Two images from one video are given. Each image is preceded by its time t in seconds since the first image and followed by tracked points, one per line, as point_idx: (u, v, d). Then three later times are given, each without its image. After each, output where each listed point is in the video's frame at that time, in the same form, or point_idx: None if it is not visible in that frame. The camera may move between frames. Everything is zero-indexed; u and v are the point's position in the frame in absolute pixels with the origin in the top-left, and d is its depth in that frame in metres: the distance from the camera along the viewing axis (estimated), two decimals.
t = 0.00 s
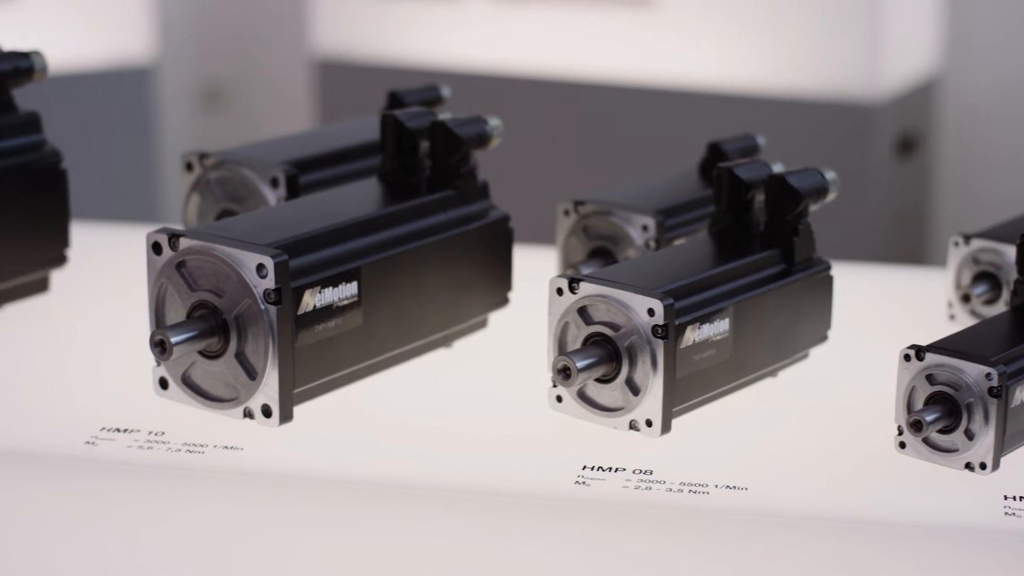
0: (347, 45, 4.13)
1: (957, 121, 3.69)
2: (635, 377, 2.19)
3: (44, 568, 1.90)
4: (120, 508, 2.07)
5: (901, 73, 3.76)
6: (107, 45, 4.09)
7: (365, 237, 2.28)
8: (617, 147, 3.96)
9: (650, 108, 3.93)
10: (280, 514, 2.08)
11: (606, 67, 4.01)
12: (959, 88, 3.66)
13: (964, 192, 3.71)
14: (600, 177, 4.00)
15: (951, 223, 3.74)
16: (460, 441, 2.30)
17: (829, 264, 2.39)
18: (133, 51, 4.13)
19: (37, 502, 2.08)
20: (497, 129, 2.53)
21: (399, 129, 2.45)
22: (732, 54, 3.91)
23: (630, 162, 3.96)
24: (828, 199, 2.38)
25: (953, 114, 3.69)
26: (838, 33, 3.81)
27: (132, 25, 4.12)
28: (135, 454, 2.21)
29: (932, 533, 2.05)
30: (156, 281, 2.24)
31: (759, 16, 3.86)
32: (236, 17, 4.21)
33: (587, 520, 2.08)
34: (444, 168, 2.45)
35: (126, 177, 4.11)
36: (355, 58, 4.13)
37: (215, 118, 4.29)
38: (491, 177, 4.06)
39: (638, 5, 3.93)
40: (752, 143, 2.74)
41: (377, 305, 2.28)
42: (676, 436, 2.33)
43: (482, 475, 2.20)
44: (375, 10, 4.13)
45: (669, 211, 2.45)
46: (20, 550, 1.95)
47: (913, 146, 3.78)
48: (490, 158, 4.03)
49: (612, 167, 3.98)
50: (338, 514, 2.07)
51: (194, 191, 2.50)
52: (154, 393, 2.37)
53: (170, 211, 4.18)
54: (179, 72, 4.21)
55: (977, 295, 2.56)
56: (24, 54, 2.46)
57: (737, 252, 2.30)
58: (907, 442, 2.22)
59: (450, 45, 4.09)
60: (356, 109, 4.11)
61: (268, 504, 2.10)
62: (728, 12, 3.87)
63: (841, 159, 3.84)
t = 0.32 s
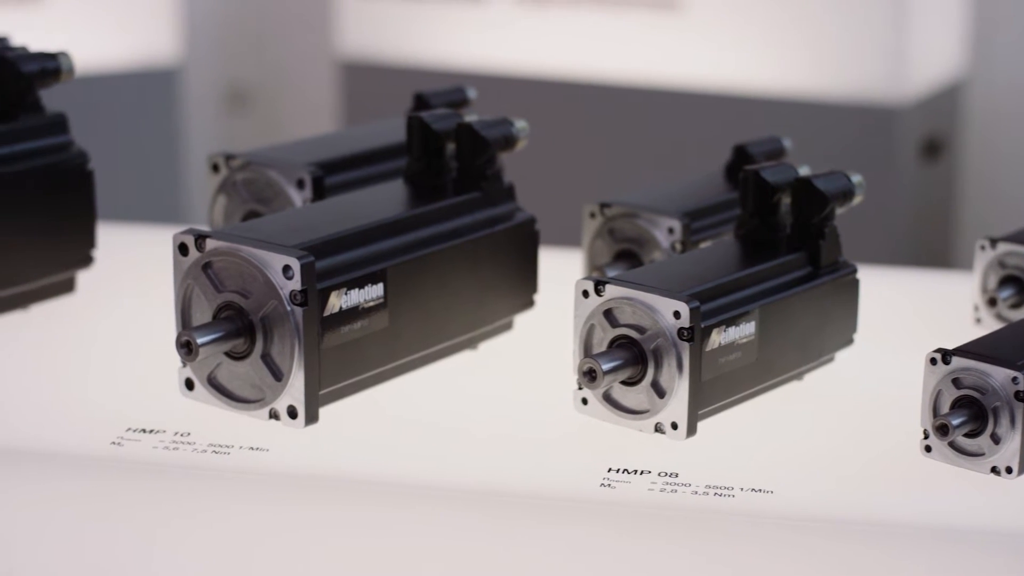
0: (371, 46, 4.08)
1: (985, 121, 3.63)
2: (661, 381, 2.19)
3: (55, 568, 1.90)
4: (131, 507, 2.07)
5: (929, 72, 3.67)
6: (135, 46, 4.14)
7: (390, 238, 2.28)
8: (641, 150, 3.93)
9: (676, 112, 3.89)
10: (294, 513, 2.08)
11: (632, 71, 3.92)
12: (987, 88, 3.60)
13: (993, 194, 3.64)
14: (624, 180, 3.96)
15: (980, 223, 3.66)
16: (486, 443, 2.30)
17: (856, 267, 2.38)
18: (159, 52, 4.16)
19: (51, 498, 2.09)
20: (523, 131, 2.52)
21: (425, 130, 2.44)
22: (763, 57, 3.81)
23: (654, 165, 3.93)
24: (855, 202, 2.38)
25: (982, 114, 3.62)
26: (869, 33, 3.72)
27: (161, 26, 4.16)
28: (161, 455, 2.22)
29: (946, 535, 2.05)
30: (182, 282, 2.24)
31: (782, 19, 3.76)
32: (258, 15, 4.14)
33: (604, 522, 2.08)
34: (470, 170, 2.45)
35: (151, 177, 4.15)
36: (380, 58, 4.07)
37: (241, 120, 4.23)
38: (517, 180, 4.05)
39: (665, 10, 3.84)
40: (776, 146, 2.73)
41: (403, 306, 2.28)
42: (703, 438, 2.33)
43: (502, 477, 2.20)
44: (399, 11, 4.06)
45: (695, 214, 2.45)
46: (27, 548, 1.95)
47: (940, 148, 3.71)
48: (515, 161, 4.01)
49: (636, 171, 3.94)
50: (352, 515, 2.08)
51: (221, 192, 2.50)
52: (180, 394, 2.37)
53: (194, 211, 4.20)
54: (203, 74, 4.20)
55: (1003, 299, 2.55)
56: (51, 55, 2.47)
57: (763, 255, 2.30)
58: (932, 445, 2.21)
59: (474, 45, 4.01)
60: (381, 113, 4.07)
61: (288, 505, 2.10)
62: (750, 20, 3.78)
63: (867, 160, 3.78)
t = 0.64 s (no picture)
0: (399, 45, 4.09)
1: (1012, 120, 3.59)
2: (687, 384, 2.19)
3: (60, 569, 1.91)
4: (130, 510, 2.07)
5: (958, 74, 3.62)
6: (163, 47, 4.13)
7: (418, 241, 2.28)
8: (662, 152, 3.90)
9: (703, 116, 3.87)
10: (312, 516, 2.08)
11: (655, 71, 3.92)
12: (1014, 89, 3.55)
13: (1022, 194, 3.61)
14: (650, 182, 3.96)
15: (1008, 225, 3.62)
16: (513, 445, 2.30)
17: (883, 271, 2.38)
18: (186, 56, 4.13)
19: (59, 498, 2.10)
20: (550, 134, 2.51)
21: (453, 134, 2.46)
22: (793, 55, 3.77)
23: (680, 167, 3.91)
24: (882, 206, 2.37)
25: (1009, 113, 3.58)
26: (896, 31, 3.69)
27: (187, 29, 4.13)
28: (188, 456, 2.21)
29: (964, 539, 2.05)
30: (210, 284, 2.25)
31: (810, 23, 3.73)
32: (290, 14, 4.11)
33: (621, 526, 2.08)
34: (497, 173, 2.45)
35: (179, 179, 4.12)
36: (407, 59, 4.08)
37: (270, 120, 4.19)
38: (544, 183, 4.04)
39: (690, 11, 3.82)
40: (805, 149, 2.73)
41: (430, 308, 2.28)
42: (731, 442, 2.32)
43: (527, 478, 2.20)
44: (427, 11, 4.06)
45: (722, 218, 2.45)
46: (30, 548, 1.96)
47: (967, 151, 3.66)
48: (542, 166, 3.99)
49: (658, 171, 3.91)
50: (373, 518, 2.08)
51: (248, 195, 2.51)
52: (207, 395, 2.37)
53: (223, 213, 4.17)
54: (231, 77, 4.16)
55: None
56: (80, 57, 2.47)
57: (790, 259, 2.30)
58: (960, 450, 2.19)
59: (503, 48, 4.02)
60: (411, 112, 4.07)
61: (311, 507, 2.10)
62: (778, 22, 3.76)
63: (893, 163, 3.74)
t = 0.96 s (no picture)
0: (428, 49, 4.15)
1: None
2: (715, 390, 2.19)
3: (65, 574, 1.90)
4: (136, 510, 2.07)
5: (979, 79, 3.65)
6: (191, 49, 4.17)
7: (447, 245, 2.28)
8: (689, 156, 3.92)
9: (729, 123, 3.88)
10: (336, 518, 2.08)
11: (683, 75, 3.91)
12: None
13: None
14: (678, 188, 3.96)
15: None
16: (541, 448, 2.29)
17: (912, 277, 2.38)
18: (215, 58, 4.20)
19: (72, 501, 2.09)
20: (579, 138, 2.51)
21: (481, 138, 2.46)
22: (822, 59, 3.77)
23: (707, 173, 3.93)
24: (911, 212, 2.37)
25: None
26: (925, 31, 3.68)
27: (216, 30, 4.20)
28: (216, 459, 2.20)
29: (988, 546, 2.03)
30: (239, 287, 2.25)
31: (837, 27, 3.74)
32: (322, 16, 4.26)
33: (644, 531, 2.06)
34: (526, 177, 2.45)
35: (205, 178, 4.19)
36: (435, 62, 4.14)
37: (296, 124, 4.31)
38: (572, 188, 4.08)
39: (718, 16, 3.82)
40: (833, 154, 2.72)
41: (458, 312, 2.28)
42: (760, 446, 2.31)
43: (555, 485, 2.18)
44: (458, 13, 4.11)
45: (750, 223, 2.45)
46: (43, 551, 1.95)
47: (993, 157, 3.68)
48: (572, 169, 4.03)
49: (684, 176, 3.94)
50: (395, 518, 2.07)
51: (276, 198, 2.51)
52: (235, 398, 2.37)
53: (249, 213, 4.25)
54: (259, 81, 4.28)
55: None
56: (109, 60, 2.48)
57: (818, 265, 2.30)
58: (988, 457, 2.18)
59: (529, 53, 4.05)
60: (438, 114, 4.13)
61: (336, 510, 2.09)
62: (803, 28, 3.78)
63: (923, 170, 3.73)
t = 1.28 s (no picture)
0: (453, 51, 4.07)
1: None
2: (744, 396, 2.19)
3: None
4: (145, 512, 2.07)
5: (1012, 83, 3.64)
6: (218, 54, 4.14)
7: (476, 251, 2.29)
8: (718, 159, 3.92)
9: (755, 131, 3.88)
10: (359, 524, 2.06)
11: (710, 82, 3.87)
12: None
13: None
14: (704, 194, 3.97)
15: None
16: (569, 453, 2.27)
17: (940, 284, 2.38)
18: (241, 63, 4.16)
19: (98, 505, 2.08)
20: (608, 145, 2.50)
21: (510, 144, 2.46)
22: (850, 66, 3.74)
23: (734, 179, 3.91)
24: (940, 219, 2.37)
25: None
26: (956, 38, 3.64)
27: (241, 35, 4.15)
28: (244, 463, 2.19)
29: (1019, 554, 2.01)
30: (269, 292, 2.26)
31: (866, 33, 3.71)
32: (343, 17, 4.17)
33: (673, 538, 2.04)
34: (555, 184, 2.45)
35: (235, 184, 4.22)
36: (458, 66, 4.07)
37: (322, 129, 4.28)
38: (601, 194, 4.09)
39: (747, 22, 3.78)
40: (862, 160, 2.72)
41: (488, 319, 2.29)
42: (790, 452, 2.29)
43: (586, 494, 2.15)
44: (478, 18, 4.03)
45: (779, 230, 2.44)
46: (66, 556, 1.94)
47: None
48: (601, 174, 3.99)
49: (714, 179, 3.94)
50: (415, 531, 2.05)
51: (305, 204, 2.52)
52: (263, 402, 2.37)
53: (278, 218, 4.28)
54: (285, 86, 4.23)
55: None
56: (138, 65, 2.48)
57: (847, 271, 2.30)
58: (1017, 464, 2.14)
59: (557, 58, 4.00)
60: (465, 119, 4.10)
61: (361, 515, 2.08)
62: (830, 35, 3.73)
63: (953, 178, 3.75)
